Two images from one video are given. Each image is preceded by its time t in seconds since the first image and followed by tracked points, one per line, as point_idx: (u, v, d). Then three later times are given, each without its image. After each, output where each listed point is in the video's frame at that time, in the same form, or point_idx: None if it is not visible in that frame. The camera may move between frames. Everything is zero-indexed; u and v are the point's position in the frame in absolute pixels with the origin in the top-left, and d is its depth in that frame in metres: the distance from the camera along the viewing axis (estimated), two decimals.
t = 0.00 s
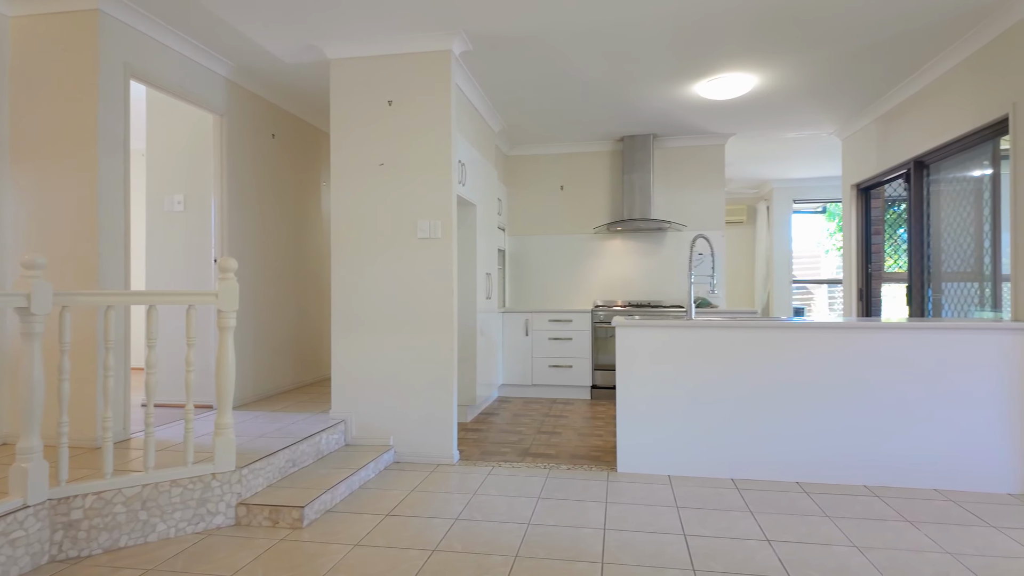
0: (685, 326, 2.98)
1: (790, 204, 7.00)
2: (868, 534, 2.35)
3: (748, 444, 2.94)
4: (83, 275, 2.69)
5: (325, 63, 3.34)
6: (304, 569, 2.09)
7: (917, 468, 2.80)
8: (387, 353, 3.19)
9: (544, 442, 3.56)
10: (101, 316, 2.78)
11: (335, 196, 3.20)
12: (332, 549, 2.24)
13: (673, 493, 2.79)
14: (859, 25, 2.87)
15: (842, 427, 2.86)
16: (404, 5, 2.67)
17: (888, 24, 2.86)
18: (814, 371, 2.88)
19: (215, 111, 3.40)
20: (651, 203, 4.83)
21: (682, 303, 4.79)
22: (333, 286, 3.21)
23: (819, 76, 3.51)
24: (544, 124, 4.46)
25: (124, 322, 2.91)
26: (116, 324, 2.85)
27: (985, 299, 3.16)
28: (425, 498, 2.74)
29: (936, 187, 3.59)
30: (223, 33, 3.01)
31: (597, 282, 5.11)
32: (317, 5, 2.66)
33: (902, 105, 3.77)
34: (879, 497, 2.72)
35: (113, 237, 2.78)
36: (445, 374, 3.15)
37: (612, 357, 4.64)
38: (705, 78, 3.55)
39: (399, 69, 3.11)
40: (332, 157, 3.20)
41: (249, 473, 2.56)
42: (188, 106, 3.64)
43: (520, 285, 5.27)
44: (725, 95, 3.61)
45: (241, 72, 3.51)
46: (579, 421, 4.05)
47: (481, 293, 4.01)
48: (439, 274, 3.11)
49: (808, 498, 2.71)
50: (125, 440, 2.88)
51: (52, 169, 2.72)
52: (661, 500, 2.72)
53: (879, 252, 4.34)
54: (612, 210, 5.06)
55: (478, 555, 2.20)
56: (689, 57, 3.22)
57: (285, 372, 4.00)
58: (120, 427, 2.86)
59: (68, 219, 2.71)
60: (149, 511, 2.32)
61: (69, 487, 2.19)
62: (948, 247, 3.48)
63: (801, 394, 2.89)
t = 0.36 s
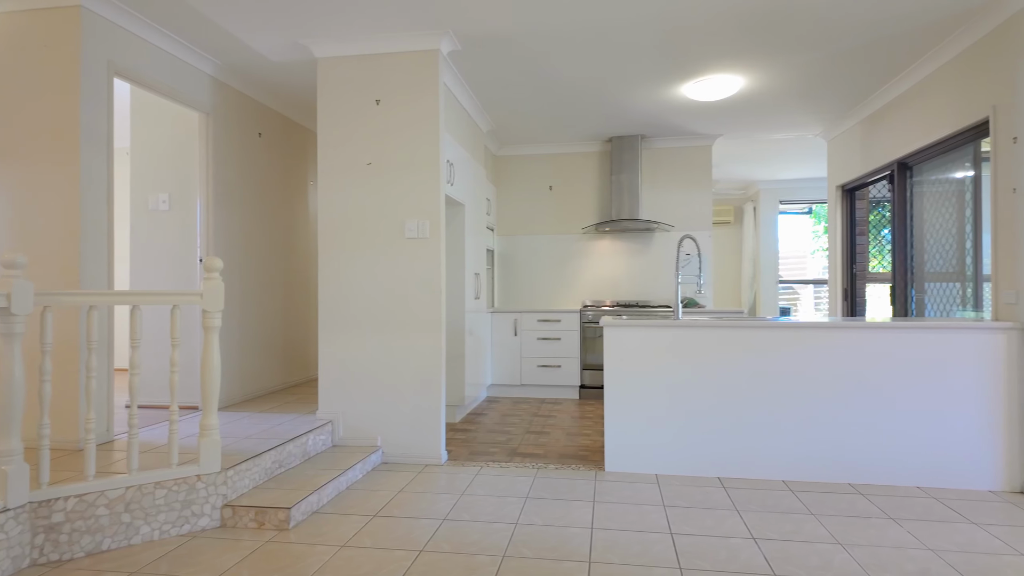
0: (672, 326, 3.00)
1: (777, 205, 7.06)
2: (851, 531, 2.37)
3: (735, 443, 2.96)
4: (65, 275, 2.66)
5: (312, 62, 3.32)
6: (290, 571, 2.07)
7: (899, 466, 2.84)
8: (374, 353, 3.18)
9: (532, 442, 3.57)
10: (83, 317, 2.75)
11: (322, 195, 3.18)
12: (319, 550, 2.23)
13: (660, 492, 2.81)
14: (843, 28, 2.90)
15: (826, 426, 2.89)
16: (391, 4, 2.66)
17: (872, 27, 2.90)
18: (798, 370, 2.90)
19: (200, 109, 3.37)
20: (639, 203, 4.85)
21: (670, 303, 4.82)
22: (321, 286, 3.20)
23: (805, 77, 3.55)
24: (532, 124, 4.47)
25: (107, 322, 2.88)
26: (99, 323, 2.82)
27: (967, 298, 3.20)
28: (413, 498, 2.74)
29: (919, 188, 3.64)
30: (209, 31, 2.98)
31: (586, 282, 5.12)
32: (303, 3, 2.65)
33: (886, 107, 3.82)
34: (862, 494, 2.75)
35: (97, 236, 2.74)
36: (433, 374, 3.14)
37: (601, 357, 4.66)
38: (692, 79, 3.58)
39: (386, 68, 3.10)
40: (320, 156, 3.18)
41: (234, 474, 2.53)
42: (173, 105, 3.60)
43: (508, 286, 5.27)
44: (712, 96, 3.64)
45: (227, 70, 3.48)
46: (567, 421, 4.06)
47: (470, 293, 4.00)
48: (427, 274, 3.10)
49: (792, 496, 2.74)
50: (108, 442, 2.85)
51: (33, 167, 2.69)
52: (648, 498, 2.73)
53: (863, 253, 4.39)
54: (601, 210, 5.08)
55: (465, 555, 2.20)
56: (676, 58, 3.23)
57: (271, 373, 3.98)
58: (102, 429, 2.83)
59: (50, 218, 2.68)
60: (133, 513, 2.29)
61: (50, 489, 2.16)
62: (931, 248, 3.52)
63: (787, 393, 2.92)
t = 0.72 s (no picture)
0: (659, 325, 3.01)
1: (764, 206, 7.12)
2: (835, 528, 2.40)
3: (721, 441, 2.97)
4: (46, 274, 2.62)
5: (299, 60, 3.30)
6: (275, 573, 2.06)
7: (883, 464, 2.87)
8: (361, 354, 3.16)
9: (520, 441, 3.57)
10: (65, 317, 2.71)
11: (309, 195, 3.16)
12: (305, 551, 2.22)
13: (647, 491, 2.82)
14: (828, 30, 2.93)
15: (811, 425, 2.91)
16: (377, 3, 2.65)
17: (856, 30, 2.93)
18: (784, 369, 2.93)
19: (186, 108, 3.34)
20: (628, 203, 4.87)
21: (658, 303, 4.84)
22: (307, 286, 3.18)
23: (790, 79, 3.58)
24: (520, 125, 4.47)
25: (90, 322, 2.84)
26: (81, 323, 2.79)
27: (950, 298, 3.24)
28: (401, 499, 2.73)
29: (902, 189, 3.68)
30: (194, 28, 2.95)
31: (575, 282, 5.13)
32: (289, 2, 2.64)
33: (871, 109, 3.86)
34: (846, 492, 2.78)
35: (79, 235, 2.71)
36: (421, 374, 3.13)
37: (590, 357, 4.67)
38: (679, 80, 3.60)
39: (374, 67, 3.09)
40: (307, 155, 3.16)
41: (220, 476, 2.51)
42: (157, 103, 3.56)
43: (497, 286, 5.27)
44: (699, 97, 3.66)
45: (213, 69, 3.45)
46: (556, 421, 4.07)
47: (458, 293, 4.00)
48: (414, 274, 3.09)
49: (778, 494, 2.77)
50: (91, 444, 2.81)
51: (14, 165, 2.65)
52: (635, 497, 2.74)
53: (849, 253, 4.44)
54: (589, 210, 5.10)
55: (452, 555, 2.19)
56: (664, 59, 3.25)
57: (258, 373, 3.95)
58: (85, 430, 2.79)
59: (31, 217, 2.64)
60: (116, 516, 2.27)
61: (31, 492, 2.13)
62: (915, 248, 3.57)
63: (773, 392, 2.94)
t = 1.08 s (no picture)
0: (647, 325, 3.03)
1: (750, 207, 7.18)
2: (820, 526, 2.42)
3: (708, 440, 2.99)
4: (27, 273, 2.58)
5: (286, 59, 3.28)
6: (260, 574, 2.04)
7: (867, 462, 2.90)
8: (348, 354, 3.15)
9: (509, 441, 3.58)
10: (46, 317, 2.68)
11: (296, 194, 3.15)
12: (291, 552, 2.20)
13: (634, 489, 2.83)
14: (813, 33, 2.96)
15: (796, 423, 2.94)
16: (365, 2, 2.65)
17: (840, 32, 2.97)
18: (769, 368, 2.95)
19: (171, 106, 3.31)
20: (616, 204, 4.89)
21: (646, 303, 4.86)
22: (294, 286, 3.16)
23: (776, 81, 3.62)
24: (509, 125, 4.48)
25: (72, 322, 2.81)
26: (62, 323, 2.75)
27: (932, 298, 3.28)
28: (388, 500, 2.72)
29: (886, 191, 3.73)
30: (180, 26, 2.93)
31: (564, 282, 5.14)
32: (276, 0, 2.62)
33: (855, 111, 3.91)
34: (830, 490, 2.81)
35: (61, 233, 2.67)
36: (408, 375, 3.12)
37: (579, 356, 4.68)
38: (666, 81, 3.61)
39: (361, 66, 3.08)
40: (294, 154, 3.15)
41: (205, 477, 2.49)
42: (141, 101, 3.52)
43: (486, 286, 5.27)
44: (687, 98, 3.69)
45: (198, 67, 3.42)
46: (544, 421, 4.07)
47: (447, 293, 3.99)
48: (402, 274, 3.09)
49: (764, 492, 2.79)
50: (73, 446, 2.78)
51: None
52: (622, 496, 2.75)
53: (834, 254, 4.48)
54: (578, 211, 5.11)
55: (439, 555, 2.19)
56: (652, 60, 3.27)
57: (244, 374, 3.92)
58: (66, 432, 2.76)
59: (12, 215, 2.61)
60: (99, 518, 2.24)
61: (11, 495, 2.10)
62: (898, 249, 3.61)
63: (758, 391, 2.96)
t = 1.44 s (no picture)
0: (634, 324, 3.04)
1: (737, 207, 7.24)
2: (805, 523, 2.45)
3: (694, 440, 3.01)
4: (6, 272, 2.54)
5: (272, 57, 3.26)
6: None
7: (851, 460, 2.93)
8: (335, 354, 3.13)
9: (496, 441, 3.58)
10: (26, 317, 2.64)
11: (282, 193, 3.12)
12: (277, 554, 2.19)
13: (621, 488, 2.84)
14: (798, 35, 2.99)
15: (782, 422, 2.96)
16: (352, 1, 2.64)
17: (825, 34, 3.00)
18: (755, 367, 2.98)
19: (155, 104, 3.27)
20: (604, 204, 4.91)
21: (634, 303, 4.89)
22: (281, 285, 3.14)
23: (761, 82, 3.65)
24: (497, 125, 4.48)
25: (53, 322, 2.77)
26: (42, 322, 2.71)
27: (915, 298, 3.33)
28: (375, 500, 2.70)
29: (870, 192, 3.78)
30: (165, 23, 2.90)
31: (552, 282, 5.15)
32: None
33: (840, 113, 3.95)
34: (815, 487, 2.84)
35: (42, 232, 2.63)
36: (396, 375, 3.11)
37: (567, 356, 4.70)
38: (654, 82, 3.63)
39: (349, 65, 3.07)
40: (280, 153, 3.12)
41: (189, 479, 2.47)
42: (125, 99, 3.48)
43: (474, 286, 5.27)
44: (674, 99, 3.71)
45: (183, 64, 3.39)
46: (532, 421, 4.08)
47: (435, 293, 3.99)
48: (390, 274, 3.08)
49: (749, 490, 2.81)
50: (54, 448, 2.74)
51: None
52: (610, 495, 2.76)
53: (819, 254, 4.53)
54: (566, 211, 5.12)
55: (426, 556, 2.18)
56: (639, 60, 3.28)
57: (230, 375, 3.89)
58: (47, 434, 2.72)
59: None
60: (80, 521, 2.21)
61: None
62: (882, 249, 3.65)
63: (746, 391, 2.98)
